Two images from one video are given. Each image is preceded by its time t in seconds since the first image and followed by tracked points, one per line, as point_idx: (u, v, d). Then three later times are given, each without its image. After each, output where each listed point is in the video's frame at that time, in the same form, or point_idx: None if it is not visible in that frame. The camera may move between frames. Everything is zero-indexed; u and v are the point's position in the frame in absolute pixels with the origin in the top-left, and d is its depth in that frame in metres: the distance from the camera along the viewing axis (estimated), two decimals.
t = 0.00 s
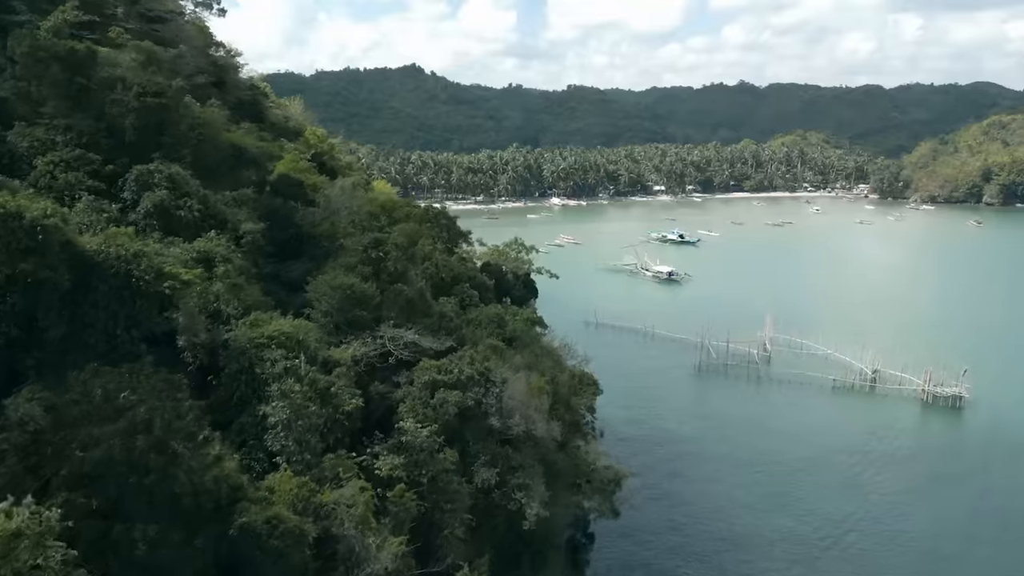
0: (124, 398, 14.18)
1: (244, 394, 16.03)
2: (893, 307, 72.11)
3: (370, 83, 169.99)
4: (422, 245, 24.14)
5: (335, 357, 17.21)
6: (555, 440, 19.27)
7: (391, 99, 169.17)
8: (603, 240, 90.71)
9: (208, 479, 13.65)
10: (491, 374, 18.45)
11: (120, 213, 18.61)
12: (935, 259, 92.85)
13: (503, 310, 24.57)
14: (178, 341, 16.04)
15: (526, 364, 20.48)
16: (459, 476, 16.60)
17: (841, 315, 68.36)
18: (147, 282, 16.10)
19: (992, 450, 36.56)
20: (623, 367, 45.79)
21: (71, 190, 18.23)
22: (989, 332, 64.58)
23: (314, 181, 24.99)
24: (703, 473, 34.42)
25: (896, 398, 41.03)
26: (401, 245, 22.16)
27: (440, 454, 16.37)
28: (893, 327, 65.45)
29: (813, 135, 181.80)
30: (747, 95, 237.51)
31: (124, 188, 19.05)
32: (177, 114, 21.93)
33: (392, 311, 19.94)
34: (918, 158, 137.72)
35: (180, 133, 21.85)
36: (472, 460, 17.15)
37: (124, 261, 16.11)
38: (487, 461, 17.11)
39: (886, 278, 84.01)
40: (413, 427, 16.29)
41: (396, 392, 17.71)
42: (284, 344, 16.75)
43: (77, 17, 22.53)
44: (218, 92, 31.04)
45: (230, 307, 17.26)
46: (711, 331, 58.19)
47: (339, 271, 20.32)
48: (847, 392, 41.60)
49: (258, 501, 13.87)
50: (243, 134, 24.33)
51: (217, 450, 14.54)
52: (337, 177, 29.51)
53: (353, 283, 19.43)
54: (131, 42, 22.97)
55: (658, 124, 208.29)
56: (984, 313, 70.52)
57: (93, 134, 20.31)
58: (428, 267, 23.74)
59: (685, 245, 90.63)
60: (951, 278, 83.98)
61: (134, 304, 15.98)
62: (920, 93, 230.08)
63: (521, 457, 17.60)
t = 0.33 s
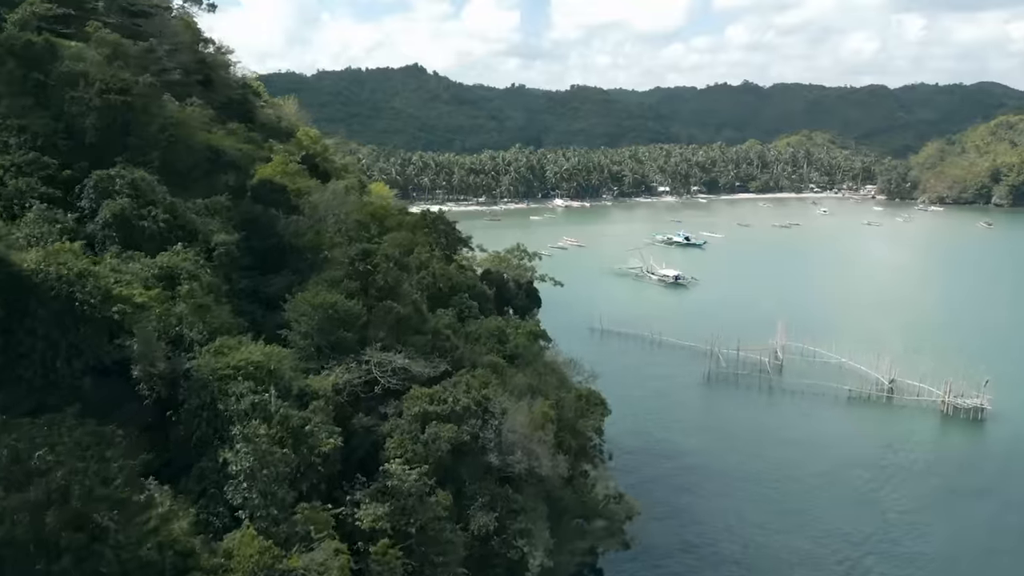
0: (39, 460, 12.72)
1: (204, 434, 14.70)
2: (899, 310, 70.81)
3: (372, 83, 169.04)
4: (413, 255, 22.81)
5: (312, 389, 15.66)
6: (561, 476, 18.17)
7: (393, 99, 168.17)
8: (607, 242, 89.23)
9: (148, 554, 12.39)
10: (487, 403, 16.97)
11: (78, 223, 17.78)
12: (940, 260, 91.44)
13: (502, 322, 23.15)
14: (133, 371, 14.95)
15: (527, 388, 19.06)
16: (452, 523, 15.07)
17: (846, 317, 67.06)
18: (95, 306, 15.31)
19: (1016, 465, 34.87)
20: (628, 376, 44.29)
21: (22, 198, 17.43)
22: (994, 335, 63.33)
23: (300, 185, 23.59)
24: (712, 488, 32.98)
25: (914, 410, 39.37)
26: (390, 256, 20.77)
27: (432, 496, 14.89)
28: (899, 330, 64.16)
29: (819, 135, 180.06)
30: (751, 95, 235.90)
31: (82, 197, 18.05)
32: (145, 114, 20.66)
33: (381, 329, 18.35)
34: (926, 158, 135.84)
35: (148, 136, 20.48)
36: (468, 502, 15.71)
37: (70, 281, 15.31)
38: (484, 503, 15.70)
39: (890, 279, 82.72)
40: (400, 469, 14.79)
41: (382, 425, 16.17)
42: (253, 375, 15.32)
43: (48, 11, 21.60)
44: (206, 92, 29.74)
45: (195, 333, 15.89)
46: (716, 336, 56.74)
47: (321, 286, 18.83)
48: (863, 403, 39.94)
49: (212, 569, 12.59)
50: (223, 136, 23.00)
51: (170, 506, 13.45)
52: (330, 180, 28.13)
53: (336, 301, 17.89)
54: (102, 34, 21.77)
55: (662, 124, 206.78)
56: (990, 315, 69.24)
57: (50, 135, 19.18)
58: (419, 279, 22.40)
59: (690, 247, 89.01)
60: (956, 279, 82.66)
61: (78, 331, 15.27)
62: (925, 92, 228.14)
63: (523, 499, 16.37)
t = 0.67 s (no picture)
0: None
1: (163, 479, 13.63)
2: (905, 312, 69.81)
3: (374, 83, 168.10)
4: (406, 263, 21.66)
5: (289, 425, 14.37)
6: (569, 514, 16.70)
7: (395, 99, 167.19)
8: (612, 244, 87.87)
9: None
10: (485, 437, 15.65)
11: (32, 235, 16.53)
12: (944, 262, 90.54)
13: (503, 334, 21.88)
14: (83, 408, 13.62)
15: (531, 413, 17.72)
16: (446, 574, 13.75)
17: (852, 320, 65.95)
18: (33, 335, 13.92)
19: None
20: (635, 384, 42.89)
21: None
22: (997, 336, 62.70)
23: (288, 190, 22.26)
24: (723, 502, 31.76)
25: (934, 422, 37.88)
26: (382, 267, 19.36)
27: (421, 543, 13.65)
28: (903, 332, 63.22)
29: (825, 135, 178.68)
30: (755, 95, 234.52)
31: (37, 205, 16.77)
32: (111, 113, 19.30)
33: (368, 349, 16.94)
34: (934, 159, 134.29)
35: (116, 138, 19.13)
36: (466, 549, 14.37)
37: (6, 308, 13.85)
38: (484, 551, 14.25)
39: (894, 281, 81.78)
40: (387, 517, 13.50)
41: (369, 462, 14.97)
42: (217, 413, 13.84)
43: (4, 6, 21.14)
44: (194, 91, 28.53)
45: (155, 359, 14.64)
46: (721, 341, 55.40)
47: (302, 304, 17.46)
48: (880, 415, 38.46)
49: None
50: (204, 138, 21.63)
51: (111, 571, 11.92)
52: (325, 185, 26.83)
53: (319, 321, 16.47)
54: (78, 28, 20.69)
55: (666, 124, 205.26)
56: (994, 317, 68.50)
57: (5, 136, 17.92)
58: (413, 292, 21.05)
59: (696, 249, 87.70)
60: (962, 281, 81.63)
61: (16, 360, 13.74)
62: (931, 93, 226.70)
63: (526, 546, 14.74)
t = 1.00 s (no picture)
0: None
1: (111, 536, 12.33)
2: (912, 314, 68.68)
3: (379, 83, 167.04)
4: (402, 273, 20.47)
5: (259, 468, 13.19)
6: (581, 561, 15.42)
7: (399, 99, 166.12)
8: (617, 246, 86.57)
9: None
10: (483, 476, 14.46)
11: None
12: (948, 263, 89.87)
13: (506, 348, 20.59)
14: (22, 450, 12.44)
15: (536, 440, 16.94)
16: None
17: (858, 323, 64.76)
18: None
19: None
20: (641, 391, 41.66)
21: None
22: (998, 336, 62.09)
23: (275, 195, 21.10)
24: (737, 516, 30.53)
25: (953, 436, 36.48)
26: (374, 280, 18.00)
27: None
28: (907, 334, 62.17)
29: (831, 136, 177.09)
30: (761, 95, 232.93)
31: None
32: (73, 111, 18.05)
33: (356, 374, 15.57)
34: (942, 161, 132.69)
35: (77, 136, 17.77)
36: None
37: None
38: None
39: (900, 283, 80.62)
40: None
41: (354, 507, 13.71)
42: (172, 460, 12.45)
43: None
44: (185, 90, 27.35)
45: (106, 392, 13.38)
46: (728, 346, 54.19)
47: (283, 325, 15.93)
48: (897, 427, 37.07)
49: None
50: (183, 139, 20.23)
51: None
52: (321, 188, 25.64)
53: (297, 343, 15.05)
54: (57, 23, 19.62)
55: (671, 124, 203.72)
56: (1000, 319, 67.45)
57: None
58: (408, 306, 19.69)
59: (703, 251, 86.40)
60: (967, 283, 80.53)
61: None
62: (938, 93, 225.05)
63: None
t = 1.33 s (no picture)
0: None
1: None
2: (919, 316, 67.57)
3: (383, 83, 166.12)
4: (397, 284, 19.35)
5: (220, 525, 11.77)
6: None
7: (404, 99, 165.11)
8: (624, 248, 85.15)
9: None
10: (483, 530, 13.03)
11: None
12: (954, 264, 88.76)
13: (508, 366, 19.22)
14: None
15: (543, 473, 15.83)
16: None
17: (867, 325, 63.49)
18: None
19: None
20: (649, 399, 40.22)
21: None
22: (1007, 339, 60.94)
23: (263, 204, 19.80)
24: (749, 531, 29.24)
25: (976, 450, 34.95)
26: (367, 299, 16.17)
27: None
28: (913, 335, 61.13)
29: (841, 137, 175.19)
30: (768, 95, 231.21)
31: None
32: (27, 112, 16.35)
33: (340, 409, 14.05)
34: (953, 163, 130.88)
35: (30, 142, 16.19)
36: None
37: None
38: None
39: (908, 284, 79.37)
40: None
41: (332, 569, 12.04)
42: (108, 528, 10.86)
43: None
44: (174, 88, 26.18)
45: (39, 441, 11.62)
46: (736, 351, 52.82)
47: (258, 353, 14.43)
48: (918, 439, 35.58)
49: None
50: (160, 141, 18.76)
51: None
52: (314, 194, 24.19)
53: (272, 374, 13.63)
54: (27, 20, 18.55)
55: (677, 125, 202.07)
56: (1008, 320, 66.37)
57: None
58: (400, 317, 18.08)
59: (711, 253, 84.97)
60: (974, 285, 79.42)
61: None
62: (946, 93, 223.11)
63: None
